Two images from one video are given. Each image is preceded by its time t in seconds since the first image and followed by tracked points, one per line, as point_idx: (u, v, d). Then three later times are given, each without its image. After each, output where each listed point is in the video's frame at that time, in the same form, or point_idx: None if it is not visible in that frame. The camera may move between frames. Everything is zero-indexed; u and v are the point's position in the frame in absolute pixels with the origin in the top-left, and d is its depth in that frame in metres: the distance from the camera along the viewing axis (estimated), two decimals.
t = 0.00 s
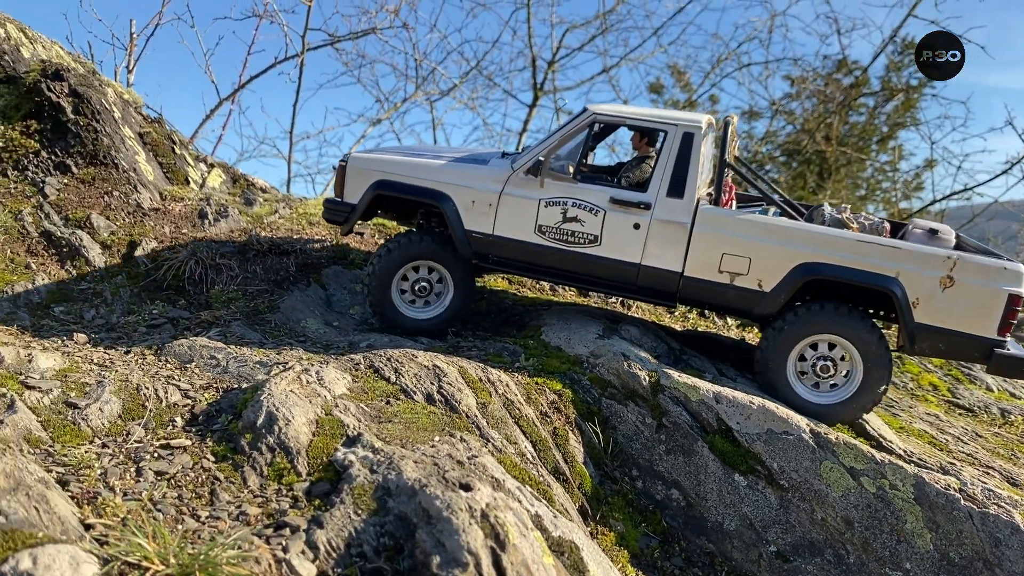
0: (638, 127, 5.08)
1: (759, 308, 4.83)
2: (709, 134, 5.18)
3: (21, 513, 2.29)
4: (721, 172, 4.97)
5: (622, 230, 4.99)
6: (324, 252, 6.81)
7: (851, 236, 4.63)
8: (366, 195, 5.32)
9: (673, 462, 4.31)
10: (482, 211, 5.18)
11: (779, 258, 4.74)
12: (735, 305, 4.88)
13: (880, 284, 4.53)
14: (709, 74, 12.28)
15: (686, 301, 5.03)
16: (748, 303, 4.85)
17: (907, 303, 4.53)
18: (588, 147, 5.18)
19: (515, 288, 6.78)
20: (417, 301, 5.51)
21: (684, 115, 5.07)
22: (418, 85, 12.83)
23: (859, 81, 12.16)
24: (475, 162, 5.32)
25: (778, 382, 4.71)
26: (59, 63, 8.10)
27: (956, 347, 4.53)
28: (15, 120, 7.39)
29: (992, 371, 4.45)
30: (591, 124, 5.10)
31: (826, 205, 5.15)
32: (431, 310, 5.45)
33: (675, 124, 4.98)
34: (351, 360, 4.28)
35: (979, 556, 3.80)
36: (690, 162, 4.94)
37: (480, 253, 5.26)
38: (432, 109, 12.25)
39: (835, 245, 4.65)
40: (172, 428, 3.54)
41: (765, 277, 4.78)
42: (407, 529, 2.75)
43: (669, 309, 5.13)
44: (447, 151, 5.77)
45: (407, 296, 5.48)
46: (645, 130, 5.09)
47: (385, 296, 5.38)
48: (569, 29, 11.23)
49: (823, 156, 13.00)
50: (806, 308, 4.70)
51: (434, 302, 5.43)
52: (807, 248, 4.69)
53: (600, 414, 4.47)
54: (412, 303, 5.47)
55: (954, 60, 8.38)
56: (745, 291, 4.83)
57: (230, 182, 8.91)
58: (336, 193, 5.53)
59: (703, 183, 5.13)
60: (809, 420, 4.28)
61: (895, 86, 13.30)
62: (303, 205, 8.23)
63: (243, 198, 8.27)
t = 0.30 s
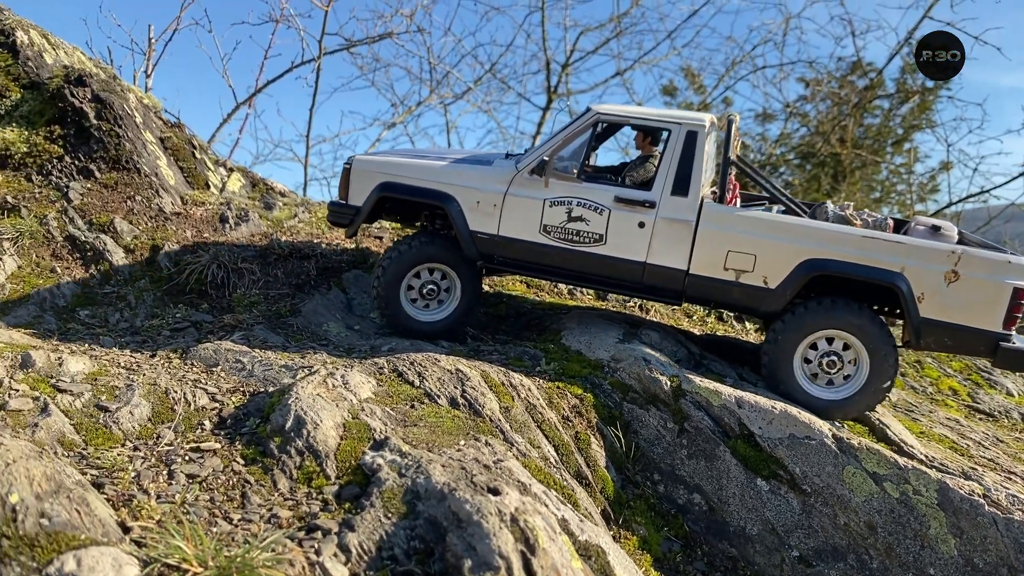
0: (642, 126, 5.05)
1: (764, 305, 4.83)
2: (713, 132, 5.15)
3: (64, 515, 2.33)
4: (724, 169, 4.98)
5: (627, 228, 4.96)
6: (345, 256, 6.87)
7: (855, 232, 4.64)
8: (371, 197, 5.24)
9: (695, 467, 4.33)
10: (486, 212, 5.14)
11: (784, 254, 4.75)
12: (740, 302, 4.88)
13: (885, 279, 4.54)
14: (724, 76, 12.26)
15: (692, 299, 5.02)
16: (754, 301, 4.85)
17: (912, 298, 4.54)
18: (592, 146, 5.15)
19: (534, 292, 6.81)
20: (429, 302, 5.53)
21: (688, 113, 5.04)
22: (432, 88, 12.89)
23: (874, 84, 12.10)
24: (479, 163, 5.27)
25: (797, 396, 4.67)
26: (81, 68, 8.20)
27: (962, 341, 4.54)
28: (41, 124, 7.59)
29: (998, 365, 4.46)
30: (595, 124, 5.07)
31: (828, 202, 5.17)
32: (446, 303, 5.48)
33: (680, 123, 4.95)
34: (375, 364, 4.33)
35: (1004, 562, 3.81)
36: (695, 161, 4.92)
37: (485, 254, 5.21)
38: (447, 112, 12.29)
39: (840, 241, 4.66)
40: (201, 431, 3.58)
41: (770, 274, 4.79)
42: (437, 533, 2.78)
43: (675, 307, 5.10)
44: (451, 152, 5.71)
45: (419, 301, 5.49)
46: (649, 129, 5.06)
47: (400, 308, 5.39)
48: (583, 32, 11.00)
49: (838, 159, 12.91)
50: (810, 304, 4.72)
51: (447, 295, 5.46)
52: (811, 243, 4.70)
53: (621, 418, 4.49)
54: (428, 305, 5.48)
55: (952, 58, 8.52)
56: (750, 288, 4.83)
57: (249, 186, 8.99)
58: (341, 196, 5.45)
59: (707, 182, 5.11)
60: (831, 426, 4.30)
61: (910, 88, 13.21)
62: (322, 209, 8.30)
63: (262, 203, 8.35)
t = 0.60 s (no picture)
0: (638, 126, 5.07)
1: (763, 303, 4.84)
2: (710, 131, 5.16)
3: (96, 517, 2.37)
4: (721, 168, 4.99)
5: (625, 228, 4.97)
6: (361, 259, 6.91)
7: (853, 228, 4.65)
8: (368, 201, 5.26)
9: (712, 471, 4.34)
10: (484, 213, 5.15)
11: (782, 251, 4.75)
12: (739, 300, 4.88)
13: (883, 275, 4.55)
14: (737, 78, 12.24)
15: (691, 298, 5.02)
16: (753, 299, 4.85)
17: (911, 293, 4.55)
18: (589, 147, 5.16)
19: (550, 296, 6.84)
20: (430, 306, 5.54)
21: (685, 113, 5.06)
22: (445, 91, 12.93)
23: (887, 86, 12.04)
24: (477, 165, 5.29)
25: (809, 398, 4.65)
26: (100, 74, 8.29)
27: (961, 336, 4.55)
28: (61, 130, 7.71)
29: (998, 359, 4.46)
30: (592, 124, 5.09)
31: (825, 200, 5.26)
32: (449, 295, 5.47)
33: (676, 122, 4.97)
34: (394, 368, 4.36)
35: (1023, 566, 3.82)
36: (692, 160, 4.93)
37: (484, 256, 5.22)
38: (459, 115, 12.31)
39: (838, 238, 4.66)
40: (224, 434, 3.62)
41: (769, 272, 4.79)
42: (460, 536, 2.81)
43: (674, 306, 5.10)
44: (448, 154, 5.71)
45: (422, 308, 5.51)
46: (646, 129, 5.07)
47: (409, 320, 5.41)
48: (596, 35, 11.20)
49: (851, 161, 12.83)
50: (809, 301, 4.74)
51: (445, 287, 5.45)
52: (809, 240, 4.70)
53: (639, 422, 4.50)
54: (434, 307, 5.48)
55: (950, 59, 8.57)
56: (749, 286, 4.83)
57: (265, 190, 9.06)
58: (338, 200, 5.47)
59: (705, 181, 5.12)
60: (849, 429, 4.30)
61: (924, 89, 13.12)
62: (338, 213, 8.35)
63: (279, 207, 8.41)
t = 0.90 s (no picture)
0: (635, 128, 5.05)
1: (762, 304, 4.85)
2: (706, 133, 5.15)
3: (126, 523, 2.41)
4: (718, 170, 4.96)
5: (623, 231, 4.97)
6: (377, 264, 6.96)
7: (851, 229, 4.65)
8: (364, 207, 5.22)
9: (728, 476, 4.37)
10: (481, 218, 5.13)
11: (780, 252, 4.75)
12: (738, 302, 4.88)
13: (882, 275, 4.56)
14: (749, 81, 12.20)
15: (690, 299, 5.03)
16: (752, 300, 4.86)
17: (909, 292, 4.56)
18: (585, 150, 5.14)
19: (565, 301, 6.90)
20: (435, 308, 5.55)
21: (681, 115, 5.05)
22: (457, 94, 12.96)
23: (900, 88, 11.97)
24: (472, 168, 5.26)
25: (818, 400, 4.65)
26: (117, 80, 8.37)
27: (959, 334, 4.55)
28: (80, 136, 7.80)
29: (997, 356, 4.47)
30: (588, 127, 5.08)
31: (821, 200, 5.31)
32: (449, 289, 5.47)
33: (673, 124, 4.96)
34: (411, 373, 4.41)
35: None
36: (689, 162, 4.92)
37: (483, 261, 5.22)
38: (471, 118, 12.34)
39: (836, 239, 4.67)
40: (245, 440, 3.67)
41: (768, 273, 4.79)
42: (480, 542, 2.84)
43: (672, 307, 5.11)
44: (441, 158, 5.66)
45: (429, 315, 5.50)
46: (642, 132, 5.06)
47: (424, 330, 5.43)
48: (607, 39, 11.21)
49: (864, 163, 12.78)
50: (809, 300, 4.76)
51: (442, 286, 5.43)
52: (807, 241, 4.71)
53: (654, 428, 4.52)
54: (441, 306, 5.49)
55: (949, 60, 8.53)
56: (748, 288, 4.84)
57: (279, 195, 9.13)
58: (333, 206, 5.41)
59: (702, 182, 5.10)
60: (865, 435, 4.29)
61: (937, 91, 13.05)
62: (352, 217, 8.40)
63: (294, 211, 8.47)
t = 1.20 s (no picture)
0: (627, 127, 5.00)
1: (757, 303, 4.82)
2: (700, 131, 5.10)
3: (149, 520, 2.44)
4: (711, 168, 4.94)
5: (617, 231, 4.93)
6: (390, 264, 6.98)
7: (846, 226, 4.62)
8: (356, 212, 5.16)
9: (744, 477, 4.36)
10: (474, 221, 5.08)
11: (775, 251, 4.72)
12: (733, 301, 4.86)
13: (878, 272, 4.54)
14: (761, 81, 12.17)
15: (685, 299, 5.00)
16: (748, 299, 4.83)
17: (905, 289, 4.55)
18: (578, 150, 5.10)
19: (578, 302, 6.91)
20: (433, 306, 5.48)
21: (673, 113, 5.00)
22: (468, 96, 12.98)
23: (913, 88, 11.90)
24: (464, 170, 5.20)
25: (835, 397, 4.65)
26: (133, 83, 8.44)
27: (956, 330, 4.55)
28: (96, 138, 7.87)
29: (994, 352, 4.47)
30: (580, 127, 5.03)
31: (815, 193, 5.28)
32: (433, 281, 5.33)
33: (666, 123, 4.91)
34: (427, 373, 4.42)
35: None
36: (682, 161, 4.88)
37: (476, 264, 5.17)
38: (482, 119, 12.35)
39: (831, 237, 4.64)
40: (263, 439, 3.69)
41: (763, 272, 4.76)
42: (498, 541, 2.86)
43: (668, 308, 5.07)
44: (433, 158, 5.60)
45: (429, 316, 5.45)
46: (635, 131, 5.01)
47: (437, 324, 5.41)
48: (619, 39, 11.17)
49: (876, 163, 12.72)
50: (807, 296, 4.74)
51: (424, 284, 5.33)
52: (802, 239, 4.68)
53: (669, 428, 4.51)
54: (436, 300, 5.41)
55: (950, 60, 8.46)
56: (743, 287, 4.81)
57: (293, 196, 9.17)
58: (324, 210, 5.35)
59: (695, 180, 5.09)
60: (881, 437, 4.29)
61: (951, 91, 12.98)
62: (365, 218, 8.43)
63: (307, 212, 8.50)
